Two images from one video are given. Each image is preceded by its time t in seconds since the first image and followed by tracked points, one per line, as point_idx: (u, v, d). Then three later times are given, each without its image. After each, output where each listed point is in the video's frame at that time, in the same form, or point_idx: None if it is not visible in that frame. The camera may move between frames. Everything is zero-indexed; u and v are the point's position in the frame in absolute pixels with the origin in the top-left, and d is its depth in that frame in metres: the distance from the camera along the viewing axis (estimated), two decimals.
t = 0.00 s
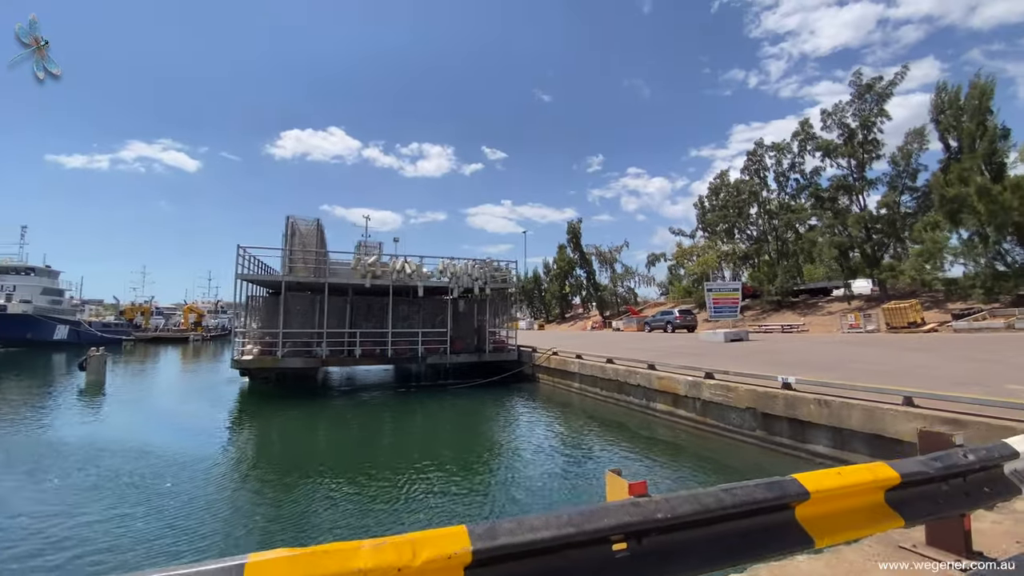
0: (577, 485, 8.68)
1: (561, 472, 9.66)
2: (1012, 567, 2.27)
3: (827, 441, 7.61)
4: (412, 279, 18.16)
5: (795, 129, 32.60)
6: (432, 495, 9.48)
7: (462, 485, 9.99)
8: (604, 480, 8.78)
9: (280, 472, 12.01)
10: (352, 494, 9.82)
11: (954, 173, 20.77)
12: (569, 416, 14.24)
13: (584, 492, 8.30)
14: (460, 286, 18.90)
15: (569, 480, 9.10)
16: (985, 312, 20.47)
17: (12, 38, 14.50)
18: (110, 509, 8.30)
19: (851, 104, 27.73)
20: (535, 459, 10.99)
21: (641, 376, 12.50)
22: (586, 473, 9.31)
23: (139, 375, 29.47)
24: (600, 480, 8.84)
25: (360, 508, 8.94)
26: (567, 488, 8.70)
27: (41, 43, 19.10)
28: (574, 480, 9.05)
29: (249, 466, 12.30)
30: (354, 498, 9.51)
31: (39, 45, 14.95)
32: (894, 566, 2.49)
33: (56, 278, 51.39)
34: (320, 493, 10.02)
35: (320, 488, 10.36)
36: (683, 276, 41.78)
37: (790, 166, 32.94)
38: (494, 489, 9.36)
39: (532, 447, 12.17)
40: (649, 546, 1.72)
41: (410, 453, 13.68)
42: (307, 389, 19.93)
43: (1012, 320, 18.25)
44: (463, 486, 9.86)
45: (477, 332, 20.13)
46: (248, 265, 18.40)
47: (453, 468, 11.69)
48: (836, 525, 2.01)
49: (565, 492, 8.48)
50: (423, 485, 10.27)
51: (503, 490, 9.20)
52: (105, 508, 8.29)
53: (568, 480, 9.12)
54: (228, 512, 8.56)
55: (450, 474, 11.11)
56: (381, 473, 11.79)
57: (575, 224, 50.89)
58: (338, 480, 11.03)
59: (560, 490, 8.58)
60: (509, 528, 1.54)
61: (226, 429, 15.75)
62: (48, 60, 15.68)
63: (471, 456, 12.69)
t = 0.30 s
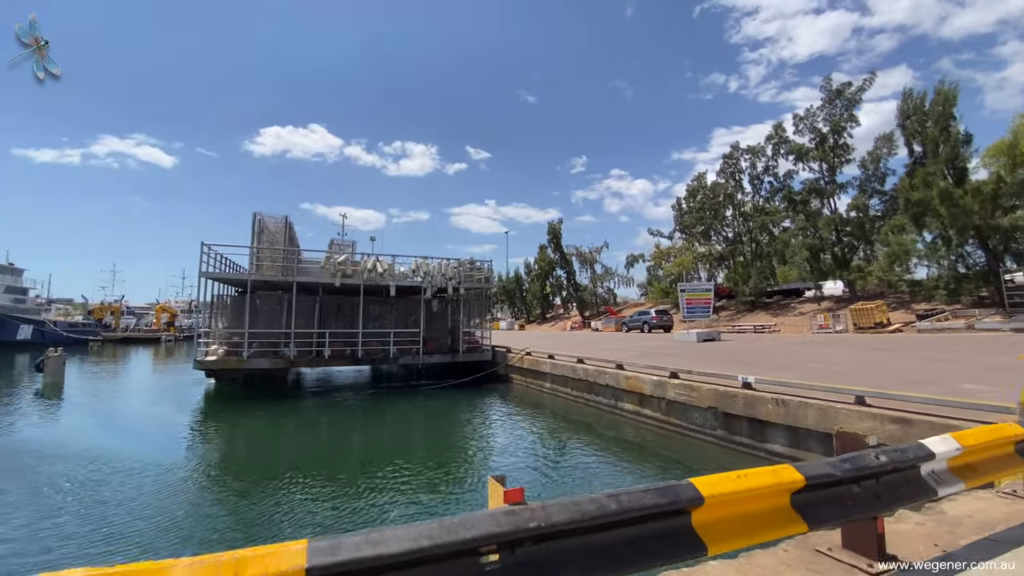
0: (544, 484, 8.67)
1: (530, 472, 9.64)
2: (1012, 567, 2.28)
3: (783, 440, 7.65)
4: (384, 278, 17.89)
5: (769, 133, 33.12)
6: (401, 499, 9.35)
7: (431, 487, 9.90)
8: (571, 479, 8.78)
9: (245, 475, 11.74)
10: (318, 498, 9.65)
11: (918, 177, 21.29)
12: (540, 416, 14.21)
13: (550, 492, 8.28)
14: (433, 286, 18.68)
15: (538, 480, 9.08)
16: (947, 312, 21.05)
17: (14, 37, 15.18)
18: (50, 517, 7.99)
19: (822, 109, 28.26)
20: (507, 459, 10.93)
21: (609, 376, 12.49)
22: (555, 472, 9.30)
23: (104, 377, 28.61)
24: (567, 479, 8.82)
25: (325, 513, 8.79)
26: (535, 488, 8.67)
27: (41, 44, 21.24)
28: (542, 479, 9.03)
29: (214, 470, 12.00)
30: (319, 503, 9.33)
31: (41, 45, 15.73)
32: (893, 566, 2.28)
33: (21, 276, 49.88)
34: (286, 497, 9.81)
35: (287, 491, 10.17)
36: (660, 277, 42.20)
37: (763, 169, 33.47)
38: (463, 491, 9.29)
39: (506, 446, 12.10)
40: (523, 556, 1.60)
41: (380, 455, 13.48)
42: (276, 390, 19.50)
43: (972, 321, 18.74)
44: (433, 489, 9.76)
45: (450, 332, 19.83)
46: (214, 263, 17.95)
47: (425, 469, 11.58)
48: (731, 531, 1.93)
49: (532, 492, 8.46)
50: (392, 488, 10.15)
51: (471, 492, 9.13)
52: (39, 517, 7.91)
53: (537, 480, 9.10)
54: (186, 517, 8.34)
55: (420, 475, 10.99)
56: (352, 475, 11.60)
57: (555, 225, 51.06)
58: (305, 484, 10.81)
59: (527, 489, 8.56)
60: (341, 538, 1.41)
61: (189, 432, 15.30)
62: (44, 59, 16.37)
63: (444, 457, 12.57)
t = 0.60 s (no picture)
0: (527, 486, 8.60)
1: (514, 473, 9.55)
2: (1012, 567, 2.26)
3: (759, 441, 7.57)
4: (368, 277, 17.70)
5: (758, 134, 33.23)
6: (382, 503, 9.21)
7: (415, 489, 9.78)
8: (554, 480, 8.72)
9: (226, 478, 11.56)
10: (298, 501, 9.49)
11: (904, 178, 21.36)
12: (523, 416, 14.11)
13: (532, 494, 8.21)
14: (418, 285, 18.52)
15: (521, 481, 9.01)
16: (932, 313, 21.16)
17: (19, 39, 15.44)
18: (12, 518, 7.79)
19: (810, 110, 28.36)
20: (491, 459, 10.85)
21: (591, 377, 12.39)
22: (538, 473, 9.23)
23: (88, 377, 28.20)
24: (549, 480, 8.76)
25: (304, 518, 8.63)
26: (517, 489, 8.60)
27: (42, 44, 21.13)
28: (525, 481, 8.95)
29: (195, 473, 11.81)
30: (299, 507, 9.17)
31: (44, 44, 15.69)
32: (895, 565, 2.32)
33: (6, 275, 49.21)
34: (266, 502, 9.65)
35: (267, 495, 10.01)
36: (650, 277, 42.23)
37: (753, 170, 33.55)
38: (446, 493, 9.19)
39: (491, 447, 12.00)
40: None
41: (363, 456, 13.34)
42: (258, 391, 19.25)
43: (956, 322, 18.82)
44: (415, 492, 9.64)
45: (436, 332, 19.67)
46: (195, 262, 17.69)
47: (410, 471, 11.46)
48: (646, 546, 1.81)
49: (513, 494, 8.38)
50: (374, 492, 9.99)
51: (453, 494, 9.03)
52: None
53: (520, 481, 9.03)
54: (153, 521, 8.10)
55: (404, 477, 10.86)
56: (335, 477, 11.50)
57: (547, 225, 51.04)
58: (287, 487, 10.68)
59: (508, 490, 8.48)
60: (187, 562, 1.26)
61: (168, 434, 15.05)
62: (42, 57, 16.14)
63: (429, 458, 12.46)
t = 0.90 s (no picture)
0: (509, 489, 8.54)
1: (500, 475, 9.47)
2: (1011, 567, 2.26)
3: (740, 444, 7.44)
4: (355, 277, 17.52)
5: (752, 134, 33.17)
6: (369, 503, 9.16)
7: (400, 491, 9.71)
8: (536, 482, 8.64)
9: (211, 480, 11.40)
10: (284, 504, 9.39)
11: (896, 178, 21.27)
12: (509, 418, 13.97)
13: (518, 495, 8.14)
14: (407, 285, 18.33)
15: (508, 483, 8.93)
16: (923, 314, 21.12)
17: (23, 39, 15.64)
18: None
19: (803, 110, 28.30)
20: (476, 461, 10.77)
21: (577, 378, 12.25)
22: (525, 474, 9.15)
23: (77, 377, 27.95)
24: (533, 482, 8.69)
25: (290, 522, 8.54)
26: (504, 490, 8.53)
27: (42, 44, 20.97)
28: (511, 482, 8.88)
29: (179, 476, 11.62)
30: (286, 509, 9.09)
31: (41, 43, 15.66)
32: (894, 566, 2.30)
33: None
34: (252, 507, 9.53)
35: (252, 497, 9.91)
36: (645, 277, 42.17)
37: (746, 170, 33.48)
38: (433, 495, 9.12)
39: (478, 448, 11.89)
40: None
41: (348, 458, 13.22)
42: (244, 392, 19.05)
43: (947, 322, 18.75)
44: (403, 493, 9.57)
45: (424, 333, 19.49)
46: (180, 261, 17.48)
47: (397, 472, 11.38)
48: (558, 571, 1.66)
49: (500, 495, 8.32)
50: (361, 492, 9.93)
51: (441, 496, 8.97)
52: None
53: (506, 483, 8.95)
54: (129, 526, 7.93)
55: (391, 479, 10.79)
56: (319, 478, 11.41)
57: (541, 225, 50.96)
58: (271, 489, 10.58)
59: (495, 492, 8.41)
60: None
61: (151, 436, 14.84)
62: (41, 57, 16.10)
63: (417, 459, 12.38)
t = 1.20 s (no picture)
0: (491, 488, 8.57)
1: (484, 475, 9.48)
2: (1012, 567, 2.23)
3: (718, 445, 7.33)
4: (342, 277, 17.37)
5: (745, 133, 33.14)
6: (355, 503, 9.18)
7: (385, 491, 9.74)
8: (518, 482, 8.65)
9: (196, 481, 11.34)
10: (268, 505, 9.34)
11: (887, 177, 21.22)
12: (495, 418, 13.88)
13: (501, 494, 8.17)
14: (395, 285, 18.19)
15: (492, 482, 8.95)
16: (914, 313, 21.09)
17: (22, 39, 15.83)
18: None
19: (795, 109, 28.27)
20: (462, 461, 10.77)
21: (561, 378, 12.13)
22: (509, 473, 9.17)
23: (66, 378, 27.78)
24: (515, 481, 8.70)
25: (275, 524, 8.51)
26: (487, 489, 8.53)
27: (42, 44, 20.83)
28: (495, 481, 8.90)
29: (164, 477, 11.54)
30: (269, 511, 9.03)
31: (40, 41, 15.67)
32: (894, 565, 2.26)
33: None
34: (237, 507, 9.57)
35: (237, 498, 9.93)
36: (639, 278, 42.12)
37: (739, 170, 33.44)
38: (417, 495, 9.11)
39: (465, 448, 11.89)
40: None
41: (335, 457, 13.19)
42: (231, 393, 18.90)
43: (937, 322, 18.67)
44: (388, 493, 9.59)
45: (413, 333, 19.34)
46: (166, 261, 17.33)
47: (384, 472, 11.38)
48: None
49: (483, 494, 8.33)
50: (346, 492, 9.88)
51: (425, 496, 8.98)
52: None
53: (490, 482, 8.96)
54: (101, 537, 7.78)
55: (378, 478, 10.79)
56: (306, 478, 11.43)
57: (536, 225, 50.92)
58: (257, 489, 10.59)
59: (478, 491, 8.41)
60: None
61: (134, 437, 14.69)
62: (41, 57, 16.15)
63: (404, 458, 12.38)
